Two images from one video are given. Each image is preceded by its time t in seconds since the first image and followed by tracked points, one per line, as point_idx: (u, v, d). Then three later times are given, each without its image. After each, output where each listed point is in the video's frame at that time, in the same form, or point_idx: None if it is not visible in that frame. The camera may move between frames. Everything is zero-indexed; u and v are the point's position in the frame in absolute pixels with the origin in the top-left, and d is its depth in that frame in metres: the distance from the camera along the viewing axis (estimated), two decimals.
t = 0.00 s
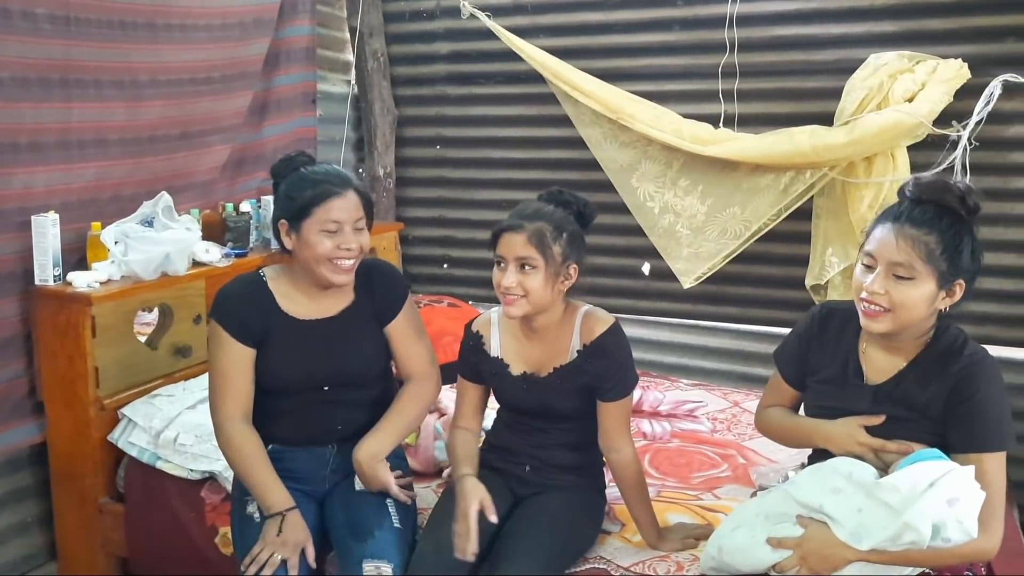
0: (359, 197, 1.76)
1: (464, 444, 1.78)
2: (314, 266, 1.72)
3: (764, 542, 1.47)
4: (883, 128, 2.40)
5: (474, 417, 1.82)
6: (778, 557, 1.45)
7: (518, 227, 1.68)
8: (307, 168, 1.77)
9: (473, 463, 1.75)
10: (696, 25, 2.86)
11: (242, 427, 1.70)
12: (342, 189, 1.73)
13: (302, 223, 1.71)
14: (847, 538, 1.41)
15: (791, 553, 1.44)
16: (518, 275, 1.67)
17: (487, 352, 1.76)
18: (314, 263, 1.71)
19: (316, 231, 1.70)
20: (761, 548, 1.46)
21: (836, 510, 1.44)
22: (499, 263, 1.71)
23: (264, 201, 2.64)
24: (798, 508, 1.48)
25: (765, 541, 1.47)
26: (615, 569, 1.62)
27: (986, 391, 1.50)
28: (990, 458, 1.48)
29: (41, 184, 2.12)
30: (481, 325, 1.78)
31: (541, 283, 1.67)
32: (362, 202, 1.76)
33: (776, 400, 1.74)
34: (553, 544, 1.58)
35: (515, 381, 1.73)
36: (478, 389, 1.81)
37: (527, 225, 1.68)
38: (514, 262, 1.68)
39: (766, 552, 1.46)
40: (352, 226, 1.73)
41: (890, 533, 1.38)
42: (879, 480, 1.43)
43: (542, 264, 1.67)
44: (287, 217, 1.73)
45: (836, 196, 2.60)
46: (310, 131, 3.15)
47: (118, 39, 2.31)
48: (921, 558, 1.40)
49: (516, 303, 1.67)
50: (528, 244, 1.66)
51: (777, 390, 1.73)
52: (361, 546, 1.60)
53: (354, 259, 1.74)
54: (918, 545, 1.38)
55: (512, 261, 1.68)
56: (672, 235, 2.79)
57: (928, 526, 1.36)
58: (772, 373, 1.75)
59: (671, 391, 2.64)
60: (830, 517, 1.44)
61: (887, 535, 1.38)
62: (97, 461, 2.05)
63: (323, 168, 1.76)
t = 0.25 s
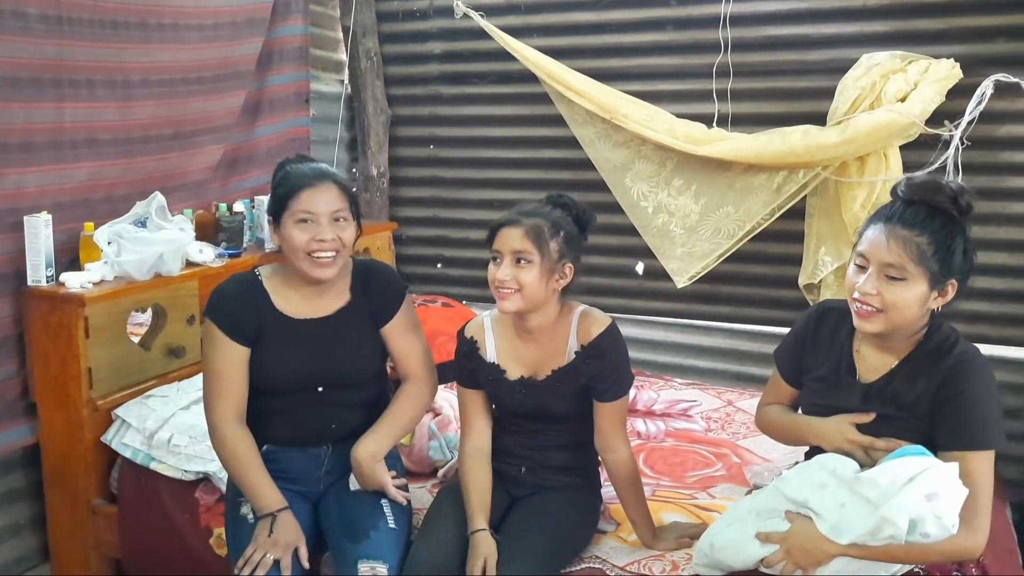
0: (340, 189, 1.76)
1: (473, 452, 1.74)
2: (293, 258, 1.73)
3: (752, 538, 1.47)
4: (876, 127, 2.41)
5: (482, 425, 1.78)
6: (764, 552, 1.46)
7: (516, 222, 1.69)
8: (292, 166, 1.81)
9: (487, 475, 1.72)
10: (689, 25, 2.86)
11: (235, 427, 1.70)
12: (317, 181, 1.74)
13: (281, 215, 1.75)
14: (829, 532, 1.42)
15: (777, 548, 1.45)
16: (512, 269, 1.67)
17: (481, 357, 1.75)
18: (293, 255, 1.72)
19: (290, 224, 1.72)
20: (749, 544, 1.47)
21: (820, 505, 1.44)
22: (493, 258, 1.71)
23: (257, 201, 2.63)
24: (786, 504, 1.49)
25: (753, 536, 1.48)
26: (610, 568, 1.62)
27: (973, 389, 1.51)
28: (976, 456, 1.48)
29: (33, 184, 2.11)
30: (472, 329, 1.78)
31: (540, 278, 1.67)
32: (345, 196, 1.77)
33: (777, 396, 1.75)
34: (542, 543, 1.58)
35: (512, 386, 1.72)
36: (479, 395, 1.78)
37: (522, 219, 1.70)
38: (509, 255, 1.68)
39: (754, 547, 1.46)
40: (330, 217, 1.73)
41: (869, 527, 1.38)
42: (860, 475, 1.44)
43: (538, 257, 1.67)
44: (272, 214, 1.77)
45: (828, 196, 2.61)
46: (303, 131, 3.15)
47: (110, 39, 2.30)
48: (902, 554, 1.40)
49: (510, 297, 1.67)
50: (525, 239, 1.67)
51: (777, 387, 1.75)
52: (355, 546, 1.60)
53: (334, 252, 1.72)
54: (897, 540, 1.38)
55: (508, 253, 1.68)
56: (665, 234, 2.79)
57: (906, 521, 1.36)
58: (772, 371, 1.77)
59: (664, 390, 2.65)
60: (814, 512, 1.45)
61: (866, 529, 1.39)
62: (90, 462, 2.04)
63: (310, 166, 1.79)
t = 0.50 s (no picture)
0: (326, 188, 1.76)
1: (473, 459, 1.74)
2: (282, 260, 1.72)
3: (756, 544, 1.47)
4: (870, 128, 2.41)
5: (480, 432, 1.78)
6: (768, 559, 1.45)
7: (517, 222, 1.70)
8: (280, 167, 1.80)
9: (484, 479, 1.72)
10: (684, 25, 2.86)
11: (231, 430, 1.69)
12: (301, 181, 1.74)
13: (268, 216, 1.75)
14: (838, 538, 1.43)
15: (782, 554, 1.45)
16: (509, 268, 1.67)
17: (476, 364, 1.75)
18: (281, 256, 1.72)
19: (276, 225, 1.72)
20: (752, 549, 1.46)
21: (826, 511, 1.45)
22: (491, 259, 1.72)
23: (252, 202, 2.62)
24: (789, 509, 1.49)
25: (757, 542, 1.47)
26: (607, 570, 1.62)
27: (972, 389, 1.51)
28: (977, 456, 1.48)
29: (26, 185, 2.11)
30: (466, 337, 1.77)
31: (539, 279, 1.67)
32: (333, 196, 1.76)
33: (769, 402, 1.74)
34: (538, 544, 1.59)
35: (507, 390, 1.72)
36: (475, 401, 1.77)
37: (523, 220, 1.71)
38: (506, 255, 1.68)
39: (757, 553, 1.46)
40: (315, 218, 1.72)
41: (880, 533, 1.39)
42: (868, 480, 1.44)
43: (536, 258, 1.67)
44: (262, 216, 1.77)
45: (823, 196, 2.62)
46: (297, 132, 3.14)
47: (103, 40, 2.29)
48: (913, 557, 1.41)
49: (507, 295, 1.67)
50: (524, 239, 1.68)
51: (769, 393, 1.74)
52: (351, 549, 1.60)
53: (322, 252, 1.72)
54: (908, 544, 1.39)
55: (507, 252, 1.68)
56: (661, 235, 2.79)
57: (917, 526, 1.37)
58: (766, 373, 1.75)
59: (660, 391, 2.65)
60: (820, 518, 1.45)
61: (878, 535, 1.39)
62: (85, 464, 2.04)
63: (298, 167, 1.78)
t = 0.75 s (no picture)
0: (325, 190, 1.76)
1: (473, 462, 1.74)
2: (280, 263, 1.73)
3: (758, 544, 1.48)
4: (866, 129, 2.43)
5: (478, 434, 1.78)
6: (772, 559, 1.46)
7: (515, 222, 1.72)
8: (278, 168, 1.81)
9: (483, 482, 1.72)
10: (681, 26, 2.87)
11: (230, 430, 1.69)
12: (299, 183, 1.74)
13: (266, 218, 1.75)
14: (845, 539, 1.43)
15: (787, 554, 1.45)
16: (501, 267, 1.69)
17: (473, 368, 1.75)
18: (279, 258, 1.73)
19: (275, 227, 1.73)
20: (756, 550, 1.47)
21: (833, 512, 1.45)
22: (490, 258, 1.74)
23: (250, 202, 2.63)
24: (792, 509, 1.49)
25: (760, 543, 1.48)
26: (607, 568, 1.63)
27: (974, 389, 1.53)
28: (980, 456, 1.51)
29: (24, 186, 2.11)
30: (462, 338, 1.78)
31: (529, 281, 1.68)
32: (331, 197, 1.77)
33: (764, 400, 1.75)
34: (540, 542, 1.60)
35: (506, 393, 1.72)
36: (474, 404, 1.78)
37: (521, 220, 1.72)
38: (502, 255, 1.70)
39: (762, 553, 1.46)
40: (314, 220, 1.73)
41: (889, 535, 1.40)
42: (877, 482, 1.45)
43: (528, 259, 1.68)
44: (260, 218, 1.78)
45: (820, 196, 2.63)
46: (295, 132, 3.14)
47: (102, 40, 2.29)
48: (916, 557, 1.43)
49: (498, 295, 1.68)
50: (518, 240, 1.69)
51: (764, 392, 1.75)
52: (353, 548, 1.60)
53: (321, 254, 1.73)
54: (916, 547, 1.40)
55: (501, 251, 1.70)
56: (658, 235, 2.80)
57: (927, 529, 1.38)
58: (760, 373, 1.77)
59: (658, 390, 2.66)
60: (827, 519, 1.45)
61: (887, 537, 1.40)
62: (85, 464, 2.04)
63: (294, 168, 1.79)
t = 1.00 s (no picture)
0: (328, 186, 1.76)
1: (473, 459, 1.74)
2: (284, 259, 1.73)
3: (750, 533, 1.49)
4: (864, 126, 2.43)
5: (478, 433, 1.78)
6: (762, 548, 1.48)
7: (509, 218, 1.72)
8: (280, 164, 1.80)
9: (483, 479, 1.72)
10: (679, 23, 2.87)
11: (230, 426, 1.69)
12: (302, 179, 1.74)
13: (269, 214, 1.75)
14: (830, 528, 1.44)
15: (776, 543, 1.47)
16: (494, 263, 1.69)
17: (471, 365, 1.75)
18: (281, 253, 1.73)
19: (279, 224, 1.72)
20: (747, 539, 1.48)
21: (820, 501, 1.45)
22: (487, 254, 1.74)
23: (248, 199, 2.62)
24: (784, 499, 1.50)
25: (751, 532, 1.49)
26: (608, 564, 1.63)
27: (971, 387, 1.53)
28: (974, 454, 1.51)
29: (22, 182, 2.10)
30: (462, 337, 1.78)
31: (519, 277, 1.68)
32: (334, 193, 1.77)
33: (774, 393, 1.76)
34: (538, 539, 1.59)
35: (506, 390, 1.72)
36: (473, 400, 1.77)
37: (515, 216, 1.72)
38: (496, 251, 1.71)
39: (752, 542, 1.48)
40: (317, 216, 1.73)
41: (871, 524, 1.41)
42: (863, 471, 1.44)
43: (519, 255, 1.68)
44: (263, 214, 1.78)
45: (818, 193, 2.63)
46: (293, 129, 3.13)
47: (99, 37, 2.28)
48: (901, 548, 1.42)
49: (491, 291, 1.69)
50: (511, 236, 1.69)
51: (774, 384, 1.76)
52: (353, 544, 1.60)
53: (323, 251, 1.72)
54: (898, 536, 1.40)
55: (493, 247, 1.70)
56: (656, 232, 2.80)
57: (908, 517, 1.39)
58: (771, 367, 1.78)
59: (656, 387, 2.66)
60: (814, 508, 1.46)
61: (868, 526, 1.41)
62: (83, 462, 2.03)
63: (298, 163, 1.79)
